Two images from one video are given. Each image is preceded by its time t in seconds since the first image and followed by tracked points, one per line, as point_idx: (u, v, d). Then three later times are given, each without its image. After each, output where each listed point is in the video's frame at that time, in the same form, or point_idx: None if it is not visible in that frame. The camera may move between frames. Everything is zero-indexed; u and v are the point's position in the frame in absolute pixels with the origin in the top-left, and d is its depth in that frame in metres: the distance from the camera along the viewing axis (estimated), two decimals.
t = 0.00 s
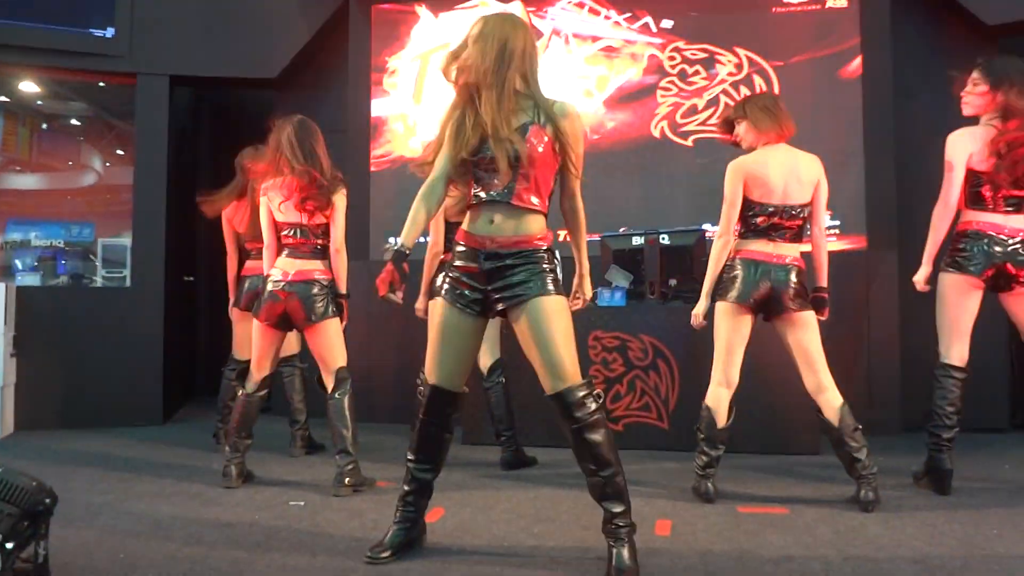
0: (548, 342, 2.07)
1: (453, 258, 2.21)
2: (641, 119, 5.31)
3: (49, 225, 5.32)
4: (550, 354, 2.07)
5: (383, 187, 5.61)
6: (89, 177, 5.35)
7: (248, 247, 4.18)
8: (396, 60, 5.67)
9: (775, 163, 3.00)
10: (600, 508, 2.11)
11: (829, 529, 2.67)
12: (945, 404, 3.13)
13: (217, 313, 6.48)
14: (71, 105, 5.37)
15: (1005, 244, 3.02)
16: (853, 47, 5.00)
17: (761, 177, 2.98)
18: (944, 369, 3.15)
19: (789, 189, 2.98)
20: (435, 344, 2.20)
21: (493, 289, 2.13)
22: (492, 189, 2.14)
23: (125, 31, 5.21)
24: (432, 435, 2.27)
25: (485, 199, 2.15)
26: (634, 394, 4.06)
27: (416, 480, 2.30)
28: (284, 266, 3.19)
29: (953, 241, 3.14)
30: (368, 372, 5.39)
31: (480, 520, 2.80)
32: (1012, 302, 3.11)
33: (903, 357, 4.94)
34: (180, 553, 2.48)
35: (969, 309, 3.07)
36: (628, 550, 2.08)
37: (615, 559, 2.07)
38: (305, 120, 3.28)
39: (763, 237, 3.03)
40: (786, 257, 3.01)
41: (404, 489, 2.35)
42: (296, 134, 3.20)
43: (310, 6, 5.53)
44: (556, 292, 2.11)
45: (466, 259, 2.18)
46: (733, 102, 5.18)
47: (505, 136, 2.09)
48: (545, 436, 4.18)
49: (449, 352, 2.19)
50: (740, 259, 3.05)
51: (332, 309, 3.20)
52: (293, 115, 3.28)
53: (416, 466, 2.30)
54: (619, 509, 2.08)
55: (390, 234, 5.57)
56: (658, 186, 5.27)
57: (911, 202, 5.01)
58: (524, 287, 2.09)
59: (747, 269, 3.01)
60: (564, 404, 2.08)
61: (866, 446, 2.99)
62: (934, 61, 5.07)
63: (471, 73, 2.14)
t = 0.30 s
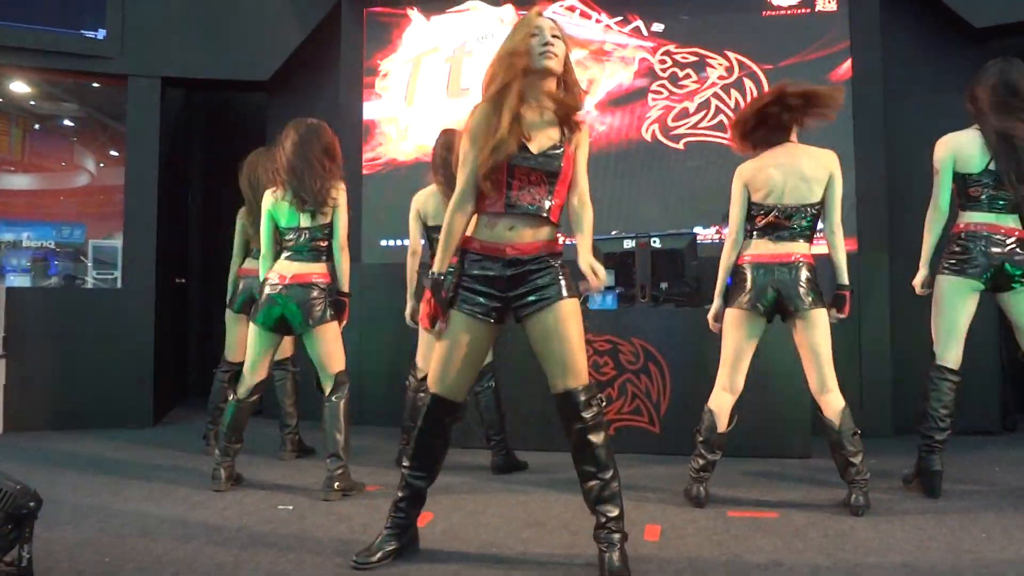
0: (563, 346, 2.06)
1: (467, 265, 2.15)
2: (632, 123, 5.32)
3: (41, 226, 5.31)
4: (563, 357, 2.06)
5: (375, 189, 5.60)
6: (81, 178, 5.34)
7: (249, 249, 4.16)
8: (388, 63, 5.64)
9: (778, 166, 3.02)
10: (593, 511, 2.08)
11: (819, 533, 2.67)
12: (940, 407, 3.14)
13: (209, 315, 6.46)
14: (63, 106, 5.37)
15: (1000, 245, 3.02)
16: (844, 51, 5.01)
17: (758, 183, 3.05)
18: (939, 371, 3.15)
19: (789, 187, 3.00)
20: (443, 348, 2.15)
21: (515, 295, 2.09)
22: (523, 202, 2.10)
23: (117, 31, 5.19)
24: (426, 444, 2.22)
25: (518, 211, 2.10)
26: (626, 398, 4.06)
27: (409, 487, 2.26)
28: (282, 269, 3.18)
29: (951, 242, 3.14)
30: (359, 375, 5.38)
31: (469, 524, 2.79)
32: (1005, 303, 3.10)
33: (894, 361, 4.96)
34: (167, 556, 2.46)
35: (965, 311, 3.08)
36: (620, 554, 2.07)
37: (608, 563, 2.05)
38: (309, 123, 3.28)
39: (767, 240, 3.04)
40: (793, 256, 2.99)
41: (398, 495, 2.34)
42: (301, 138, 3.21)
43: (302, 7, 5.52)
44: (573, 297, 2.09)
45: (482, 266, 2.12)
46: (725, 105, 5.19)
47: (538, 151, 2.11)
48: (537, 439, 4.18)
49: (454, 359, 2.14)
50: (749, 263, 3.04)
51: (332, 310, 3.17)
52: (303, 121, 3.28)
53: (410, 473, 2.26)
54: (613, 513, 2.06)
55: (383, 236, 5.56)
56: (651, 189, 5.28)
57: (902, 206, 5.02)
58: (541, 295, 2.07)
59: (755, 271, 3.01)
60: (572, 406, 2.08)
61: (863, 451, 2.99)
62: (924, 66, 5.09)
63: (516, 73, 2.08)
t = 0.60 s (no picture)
0: (559, 353, 2.03)
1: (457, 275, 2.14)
2: (638, 134, 5.32)
3: (53, 239, 5.36)
4: (559, 363, 2.03)
5: (382, 201, 5.62)
6: (93, 191, 5.39)
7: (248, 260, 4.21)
8: (395, 76, 5.68)
9: (746, 174, 3.01)
10: (599, 522, 2.04)
11: (827, 546, 2.64)
12: (953, 419, 3.09)
13: (218, 327, 6.49)
14: (75, 121, 5.42)
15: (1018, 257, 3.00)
16: (850, 60, 5.00)
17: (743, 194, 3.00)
18: (954, 383, 3.12)
19: (771, 194, 2.96)
20: (433, 362, 2.12)
21: (505, 303, 2.07)
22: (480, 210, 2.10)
23: (127, 46, 5.25)
24: (422, 454, 2.20)
25: (473, 218, 2.11)
26: (633, 408, 4.04)
27: (403, 498, 2.21)
28: (283, 283, 3.19)
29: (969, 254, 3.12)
30: (367, 386, 5.39)
31: (475, 537, 2.78)
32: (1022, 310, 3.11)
33: (904, 371, 4.92)
34: (173, 569, 2.46)
35: (980, 323, 3.05)
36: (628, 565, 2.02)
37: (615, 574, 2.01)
38: (308, 137, 3.27)
39: (767, 252, 3.00)
40: (797, 267, 2.95)
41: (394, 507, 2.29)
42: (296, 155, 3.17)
43: (309, 21, 5.57)
44: (565, 303, 2.06)
45: (471, 275, 2.11)
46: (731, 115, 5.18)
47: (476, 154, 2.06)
48: (543, 451, 4.17)
49: (447, 371, 2.12)
50: (754, 280, 3.00)
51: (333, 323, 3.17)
52: (300, 137, 3.25)
53: (403, 484, 2.22)
54: (619, 523, 2.02)
55: (389, 248, 5.58)
56: (657, 200, 5.27)
57: (910, 215, 4.99)
58: (532, 301, 2.05)
59: (762, 285, 2.97)
60: (572, 414, 2.04)
61: (871, 459, 2.96)
62: (931, 74, 5.07)
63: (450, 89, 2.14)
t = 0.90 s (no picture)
0: (556, 360, 1.99)
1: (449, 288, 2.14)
2: (642, 137, 5.31)
3: (60, 254, 5.38)
4: (557, 372, 2.00)
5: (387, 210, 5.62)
6: (99, 206, 5.42)
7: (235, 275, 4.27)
8: (398, 85, 5.69)
9: (722, 185, 3.05)
10: (610, 529, 2.02)
11: (842, 549, 2.62)
12: (962, 418, 3.08)
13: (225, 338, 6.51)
14: (80, 135, 5.45)
15: (1017, 260, 2.98)
16: (855, 60, 4.98)
17: (720, 204, 3.03)
18: (959, 384, 3.10)
19: (750, 210, 2.98)
20: (438, 372, 2.11)
21: (497, 314, 2.04)
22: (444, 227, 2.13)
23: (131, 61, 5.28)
24: (430, 464, 2.19)
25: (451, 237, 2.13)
26: (643, 413, 4.03)
27: (413, 510, 2.20)
28: (271, 299, 3.18)
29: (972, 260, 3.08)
30: (376, 394, 5.39)
31: (488, 545, 2.77)
32: None
33: (914, 371, 4.89)
34: None
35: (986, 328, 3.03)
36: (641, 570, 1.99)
37: None
38: (290, 158, 3.31)
39: (759, 258, 2.99)
40: (791, 271, 2.96)
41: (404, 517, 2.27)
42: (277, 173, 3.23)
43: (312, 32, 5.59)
44: (558, 306, 2.03)
45: (462, 288, 2.10)
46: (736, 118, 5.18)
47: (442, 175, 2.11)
48: (554, 457, 4.15)
49: (449, 384, 2.12)
50: (749, 287, 2.99)
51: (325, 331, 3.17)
52: (283, 156, 3.30)
53: (412, 495, 2.20)
54: (630, 529, 1.99)
55: (396, 256, 5.58)
56: (663, 203, 5.27)
57: (917, 214, 4.98)
58: (525, 307, 2.01)
59: (761, 292, 2.96)
60: (576, 421, 2.02)
61: (877, 459, 2.95)
62: (936, 72, 5.05)
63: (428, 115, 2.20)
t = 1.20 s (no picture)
0: (573, 371, 2.00)
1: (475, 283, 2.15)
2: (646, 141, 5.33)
3: (62, 256, 5.38)
4: (573, 382, 2.00)
5: (390, 213, 5.63)
6: (102, 208, 5.42)
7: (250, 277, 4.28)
8: (401, 88, 5.70)
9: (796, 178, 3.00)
10: (620, 536, 2.02)
11: (847, 553, 2.61)
12: (967, 423, 3.07)
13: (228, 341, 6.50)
14: (83, 138, 5.45)
15: None
16: (858, 64, 4.99)
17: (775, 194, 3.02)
18: (966, 389, 3.08)
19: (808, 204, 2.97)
20: (447, 369, 2.14)
21: (517, 319, 2.05)
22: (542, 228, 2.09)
23: (135, 64, 5.29)
24: (442, 463, 2.18)
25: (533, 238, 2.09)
26: (646, 417, 4.02)
27: (424, 508, 2.19)
28: (291, 293, 3.21)
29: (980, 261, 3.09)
30: (378, 398, 5.38)
31: (491, 548, 2.76)
32: None
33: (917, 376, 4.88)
34: None
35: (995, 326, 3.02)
36: None
37: None
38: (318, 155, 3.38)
39: (780, 259, 3.02)
40: (803, 279, 2.97)
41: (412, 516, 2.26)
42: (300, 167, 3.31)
43: (316, 36, 5.60)
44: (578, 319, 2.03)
45: (485, 289, 2.11)
46: (739, 122, 5.18)
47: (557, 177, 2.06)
48: (557, 461, 4.15)
49: (460, 378, 2.12)
50: (756, 283, 3.03)
51: (337, 337, 3.17)
52: (302, 152, 3.37)
53: (424, 492, 2.20)
54: (641, 537, 1.99)
55: (398, 259, 5.58)
56: (666, 207, 5.27)
57: (920, 219, 4.98)
58: (544, 319, 2.02)
59: (762, 290, 2.99)
60: (588, 432, 2.02)
61: (876, 465, 2.93)
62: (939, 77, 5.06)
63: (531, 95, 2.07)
